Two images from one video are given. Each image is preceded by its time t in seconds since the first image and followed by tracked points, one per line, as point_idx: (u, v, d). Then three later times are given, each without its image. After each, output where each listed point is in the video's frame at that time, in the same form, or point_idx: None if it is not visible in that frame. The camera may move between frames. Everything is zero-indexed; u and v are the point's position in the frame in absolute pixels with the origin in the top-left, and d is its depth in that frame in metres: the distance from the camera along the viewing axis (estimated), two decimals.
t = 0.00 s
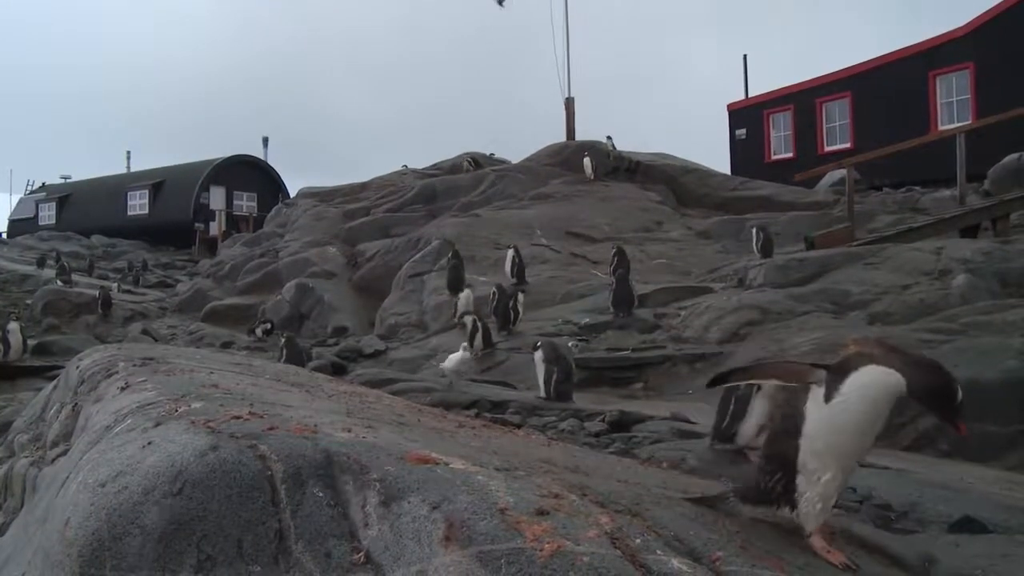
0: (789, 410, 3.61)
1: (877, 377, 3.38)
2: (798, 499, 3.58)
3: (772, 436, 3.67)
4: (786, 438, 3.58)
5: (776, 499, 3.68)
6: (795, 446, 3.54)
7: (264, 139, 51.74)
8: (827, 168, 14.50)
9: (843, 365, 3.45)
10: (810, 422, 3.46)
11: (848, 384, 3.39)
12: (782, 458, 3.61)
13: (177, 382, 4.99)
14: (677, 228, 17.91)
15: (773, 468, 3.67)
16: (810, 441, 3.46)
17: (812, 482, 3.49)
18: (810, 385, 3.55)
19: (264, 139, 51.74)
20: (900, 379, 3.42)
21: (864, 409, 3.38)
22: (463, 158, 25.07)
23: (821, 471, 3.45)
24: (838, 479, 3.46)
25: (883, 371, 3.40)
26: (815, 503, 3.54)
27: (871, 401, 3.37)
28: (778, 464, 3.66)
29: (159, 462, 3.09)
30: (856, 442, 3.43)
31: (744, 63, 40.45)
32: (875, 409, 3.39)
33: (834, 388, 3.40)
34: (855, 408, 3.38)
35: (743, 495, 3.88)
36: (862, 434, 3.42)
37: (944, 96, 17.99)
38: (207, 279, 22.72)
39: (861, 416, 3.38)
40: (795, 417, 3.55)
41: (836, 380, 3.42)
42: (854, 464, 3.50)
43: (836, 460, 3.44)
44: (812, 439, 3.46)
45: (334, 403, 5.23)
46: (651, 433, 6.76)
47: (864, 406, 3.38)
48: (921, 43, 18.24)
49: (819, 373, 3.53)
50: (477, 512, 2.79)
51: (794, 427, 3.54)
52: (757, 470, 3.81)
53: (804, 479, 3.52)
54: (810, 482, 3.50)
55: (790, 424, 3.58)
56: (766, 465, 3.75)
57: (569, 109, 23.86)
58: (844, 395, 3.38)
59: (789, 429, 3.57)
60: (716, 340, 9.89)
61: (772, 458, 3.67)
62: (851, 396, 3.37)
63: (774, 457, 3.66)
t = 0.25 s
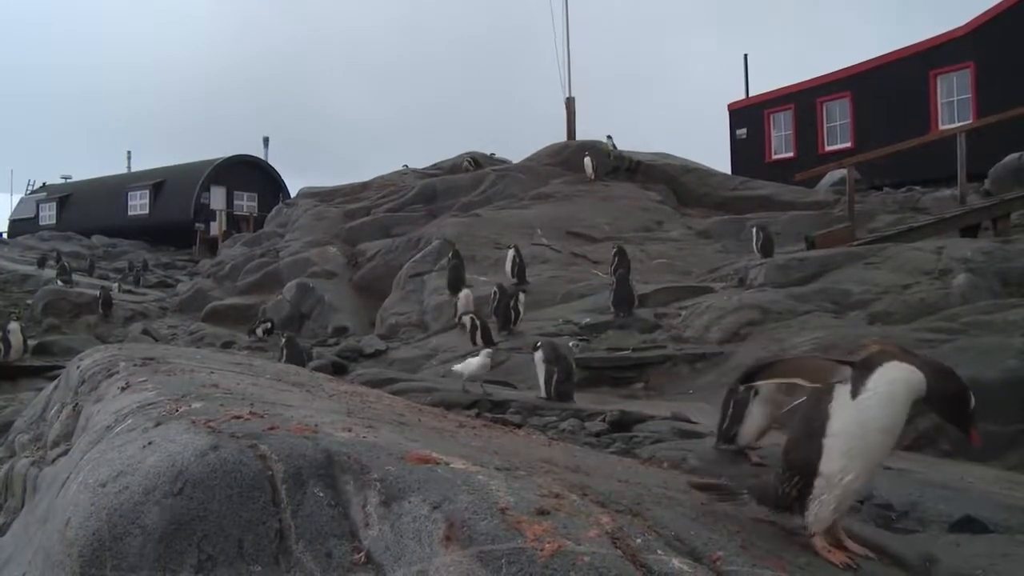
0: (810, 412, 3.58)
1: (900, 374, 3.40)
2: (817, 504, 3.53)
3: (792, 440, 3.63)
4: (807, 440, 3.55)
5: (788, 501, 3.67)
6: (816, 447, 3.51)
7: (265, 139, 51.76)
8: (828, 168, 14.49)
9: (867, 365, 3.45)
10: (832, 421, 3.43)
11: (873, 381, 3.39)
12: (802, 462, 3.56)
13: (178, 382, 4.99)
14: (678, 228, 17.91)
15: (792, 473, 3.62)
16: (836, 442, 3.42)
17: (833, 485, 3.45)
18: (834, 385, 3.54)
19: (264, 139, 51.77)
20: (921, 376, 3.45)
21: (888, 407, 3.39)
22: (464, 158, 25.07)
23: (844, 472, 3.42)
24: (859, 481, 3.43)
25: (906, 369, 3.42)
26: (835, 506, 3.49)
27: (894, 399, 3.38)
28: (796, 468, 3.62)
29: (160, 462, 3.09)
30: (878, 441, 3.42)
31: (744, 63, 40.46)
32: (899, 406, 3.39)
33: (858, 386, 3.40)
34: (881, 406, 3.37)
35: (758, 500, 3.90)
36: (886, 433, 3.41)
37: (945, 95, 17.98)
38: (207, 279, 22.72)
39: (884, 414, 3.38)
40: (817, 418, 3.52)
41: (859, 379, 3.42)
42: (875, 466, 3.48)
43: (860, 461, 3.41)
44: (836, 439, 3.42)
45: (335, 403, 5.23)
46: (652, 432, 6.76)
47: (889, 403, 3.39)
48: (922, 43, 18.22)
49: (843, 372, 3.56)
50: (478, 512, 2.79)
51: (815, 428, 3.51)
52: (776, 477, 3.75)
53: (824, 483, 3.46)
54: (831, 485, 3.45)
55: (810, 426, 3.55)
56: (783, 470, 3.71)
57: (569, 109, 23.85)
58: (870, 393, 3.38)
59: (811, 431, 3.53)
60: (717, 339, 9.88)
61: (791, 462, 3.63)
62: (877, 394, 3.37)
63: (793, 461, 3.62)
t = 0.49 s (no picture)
0: (845, 434, 3.52)
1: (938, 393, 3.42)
2: (861, 525, 3.49)
3: (829, 462, 3.55)
4: (847, 464, 3.48)
5: (835, 528, 3.58)
6: (859, 471, 3.44)
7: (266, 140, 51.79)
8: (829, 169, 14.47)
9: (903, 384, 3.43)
10: (879, 445, 3.38)
11: (917, 402, 3.38)
12: (844, 487, 3.50)
13: (178, 383, 4.98)
14: (678, 229, 17.91)
15: (833, 497, 3.55)
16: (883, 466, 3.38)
17: (880, 508, 3.41)
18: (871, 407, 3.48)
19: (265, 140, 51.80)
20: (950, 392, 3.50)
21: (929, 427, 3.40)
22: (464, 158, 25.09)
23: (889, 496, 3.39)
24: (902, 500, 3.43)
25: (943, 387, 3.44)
26: (880, 529, 3.46)
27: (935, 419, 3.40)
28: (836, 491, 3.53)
29: (160, 463, 3.09)
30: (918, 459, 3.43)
31: (744, 64, 40.49)
32: (938, 425, 3.41)
33: (902, 409, 3.37)
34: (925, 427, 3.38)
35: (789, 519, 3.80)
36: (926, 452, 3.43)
37: (946, 96, 17.99)
38: (208, 280, 22.72)
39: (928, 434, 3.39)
40: (858, 440, 3.46)
41: (902, 401, 3.40)
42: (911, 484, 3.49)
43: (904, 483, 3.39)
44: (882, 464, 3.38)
45: (335, 404, 5.24)
46: (653, 433, 6.77)
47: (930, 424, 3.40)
48: (922, 44, 18.23)
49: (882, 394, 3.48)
50: (479, 513, 2.79)
51: (856, 451, 3.45)
52: (809, 498, 3.68)
53: (871, 507, 3.42)
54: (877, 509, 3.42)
55: (851, 450, 3.48)
56: (820, 491, 3.62)
57: (569, 110, 23.86)
58: (914, 416, 3.36)
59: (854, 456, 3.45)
60: (717, 340, 9.88)
61: (831, 485, 3.55)
62: (921, 416, 3.36)
63: (831, 484, 3.55)
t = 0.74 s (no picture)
0: (868, 440, 3.48)
1: (961, 399, 3.34)
2: (879, 532, 3.46)
3: (850, 466, 3.52)
4: (868, 469, 3.45)
5: (854, 533, 3.54)
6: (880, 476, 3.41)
7: (266, 140, 51.80)
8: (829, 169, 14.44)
9: (926, 390, 3.37)
10: (901, 451, 3.34)
11: (939, 408, 3.32)
12: (864, 492, 3.46)
13: (179, 383, 4.98)
14: (678, 230, 17.91)
15: (853, 501, 3.50)
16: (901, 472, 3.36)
17: (901, 513, 3.39)
18: (893, 412, 3.43)
19: (266, 140, 51.81)
20: (981, 398, 3.41)
21: (950, 433, 3.33)
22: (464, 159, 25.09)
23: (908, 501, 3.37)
24: (926, 506, 3.40)
25: (968, 393, 3.36)
26: (899, 534, 3.44)
27: (958, 425, 3.33)
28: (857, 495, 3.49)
29: (161, 464, 3.09)
30: (942, 463, 3.39)
31: (744, 64, 40.49)
32: (961, 432, 3.34)
33: (924, 415, 3.32)
34: (945, 433, 3.32)
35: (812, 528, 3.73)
36: (948, 457, 3.37)
37: (946, 97, 18.00)
38: (208, 280, 22.72)
39: (947, 440, 3.34)
40: (880, 445, 3.42)
41: (923, 406, 3.34)
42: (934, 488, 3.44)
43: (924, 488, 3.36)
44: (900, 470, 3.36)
45: (335, 404, 5.24)
46: (653, 433, 6.77)
47: (951, 430, 3.34)
48: (922, 44, 18.24)
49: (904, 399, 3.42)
50: (479, 513, 2.79)
51: (877, 457, 3.42)
52: (831, 503, 3.63)
53: (891, 513, 3.39)
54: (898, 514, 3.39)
55: (872, 454, 3.45)
56: (840, 497, 3.58)
57: (569, 110, 23.85)
58: (933, 423, 3.31)
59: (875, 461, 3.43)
60: (717, 341, 9.88)
61: (852, 489, 3.51)
62: (940, 422, 3.31)
63: (853, 489, 3.51)
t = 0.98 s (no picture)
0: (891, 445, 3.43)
1: (983, 399, 3.26)
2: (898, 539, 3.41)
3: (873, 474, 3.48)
4: (890, 473, 3.40)
5: (874, 539, 3.46)
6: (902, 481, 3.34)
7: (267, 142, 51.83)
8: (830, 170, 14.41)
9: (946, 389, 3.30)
10: (921, 453, 3.27)
11: (959, 408, 3.25)
12: (884, 497, 3.41)
13: (179, 384, 4.99)
14: (678, 230, 17.92)
15: (873, 507, 3.46)
16: (923, 474, 3.27)
17: (921, 518, 3.31)
18: (914, 413, 3.36)
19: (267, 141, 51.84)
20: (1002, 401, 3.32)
21: (972, 434, 3.24)
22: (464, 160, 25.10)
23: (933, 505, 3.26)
24: (950, 511, 3.28)
25: (990, 393, 3.28)
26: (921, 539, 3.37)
27: (978, 425, 3.25)
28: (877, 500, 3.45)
29: (161, 465, 3.09)
30: (968, 469, 3.27)
31: (744, 64, 40.50)
32: (983, 433, 3.25)
33: (944, 413, 3.26)
34: (966, 433, 3.24)
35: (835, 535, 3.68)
36: (972, 460, 3.27)
37: (945, 98, 18.01)
38: (208, 281, 22.72)
39: (969, 441, 3.24)
40: (900, 448, 3.36)
41: (942, 405, 3.28)
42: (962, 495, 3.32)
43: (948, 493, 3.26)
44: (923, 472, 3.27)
45: (335, 405, 5.25)
46: (653, 435, 6.76)
47: (972, 430, 3.25)
48: (922, 45, 18.24)
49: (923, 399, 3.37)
50: (479, 515, 2.79)
51: (899, 460, 3.36)
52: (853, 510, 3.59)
53: (911, 517, 3.32)
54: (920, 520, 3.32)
55: (891, 457, 3.40)
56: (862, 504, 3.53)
57: (569, 111, 23.85)
58: (953, 421, 3.24)
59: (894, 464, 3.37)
60: (718, 341, 9.87)
61: (875, 495, 3.46)
62: (960, 421, 3.23)
63: (874, 494, 3.46)
